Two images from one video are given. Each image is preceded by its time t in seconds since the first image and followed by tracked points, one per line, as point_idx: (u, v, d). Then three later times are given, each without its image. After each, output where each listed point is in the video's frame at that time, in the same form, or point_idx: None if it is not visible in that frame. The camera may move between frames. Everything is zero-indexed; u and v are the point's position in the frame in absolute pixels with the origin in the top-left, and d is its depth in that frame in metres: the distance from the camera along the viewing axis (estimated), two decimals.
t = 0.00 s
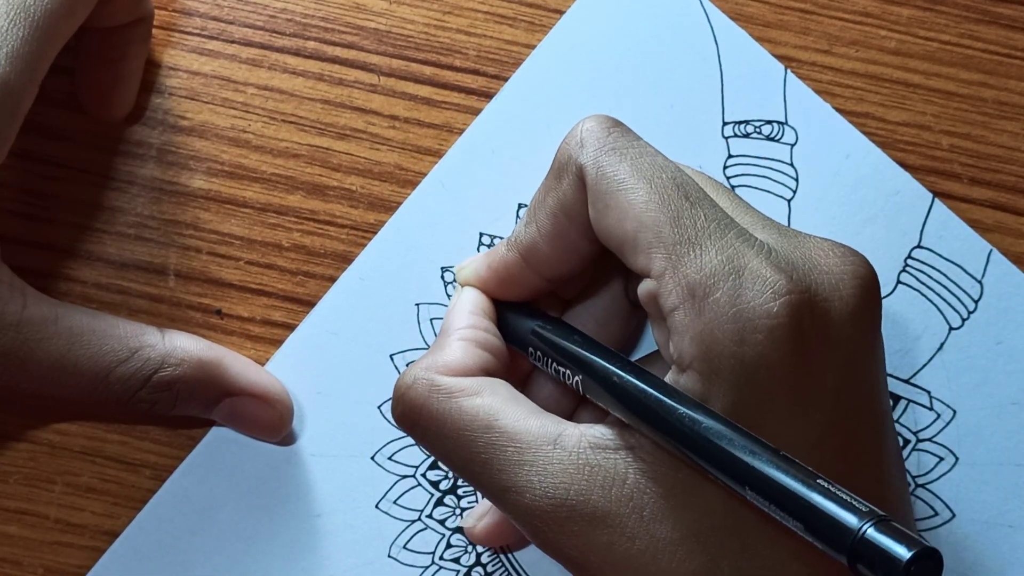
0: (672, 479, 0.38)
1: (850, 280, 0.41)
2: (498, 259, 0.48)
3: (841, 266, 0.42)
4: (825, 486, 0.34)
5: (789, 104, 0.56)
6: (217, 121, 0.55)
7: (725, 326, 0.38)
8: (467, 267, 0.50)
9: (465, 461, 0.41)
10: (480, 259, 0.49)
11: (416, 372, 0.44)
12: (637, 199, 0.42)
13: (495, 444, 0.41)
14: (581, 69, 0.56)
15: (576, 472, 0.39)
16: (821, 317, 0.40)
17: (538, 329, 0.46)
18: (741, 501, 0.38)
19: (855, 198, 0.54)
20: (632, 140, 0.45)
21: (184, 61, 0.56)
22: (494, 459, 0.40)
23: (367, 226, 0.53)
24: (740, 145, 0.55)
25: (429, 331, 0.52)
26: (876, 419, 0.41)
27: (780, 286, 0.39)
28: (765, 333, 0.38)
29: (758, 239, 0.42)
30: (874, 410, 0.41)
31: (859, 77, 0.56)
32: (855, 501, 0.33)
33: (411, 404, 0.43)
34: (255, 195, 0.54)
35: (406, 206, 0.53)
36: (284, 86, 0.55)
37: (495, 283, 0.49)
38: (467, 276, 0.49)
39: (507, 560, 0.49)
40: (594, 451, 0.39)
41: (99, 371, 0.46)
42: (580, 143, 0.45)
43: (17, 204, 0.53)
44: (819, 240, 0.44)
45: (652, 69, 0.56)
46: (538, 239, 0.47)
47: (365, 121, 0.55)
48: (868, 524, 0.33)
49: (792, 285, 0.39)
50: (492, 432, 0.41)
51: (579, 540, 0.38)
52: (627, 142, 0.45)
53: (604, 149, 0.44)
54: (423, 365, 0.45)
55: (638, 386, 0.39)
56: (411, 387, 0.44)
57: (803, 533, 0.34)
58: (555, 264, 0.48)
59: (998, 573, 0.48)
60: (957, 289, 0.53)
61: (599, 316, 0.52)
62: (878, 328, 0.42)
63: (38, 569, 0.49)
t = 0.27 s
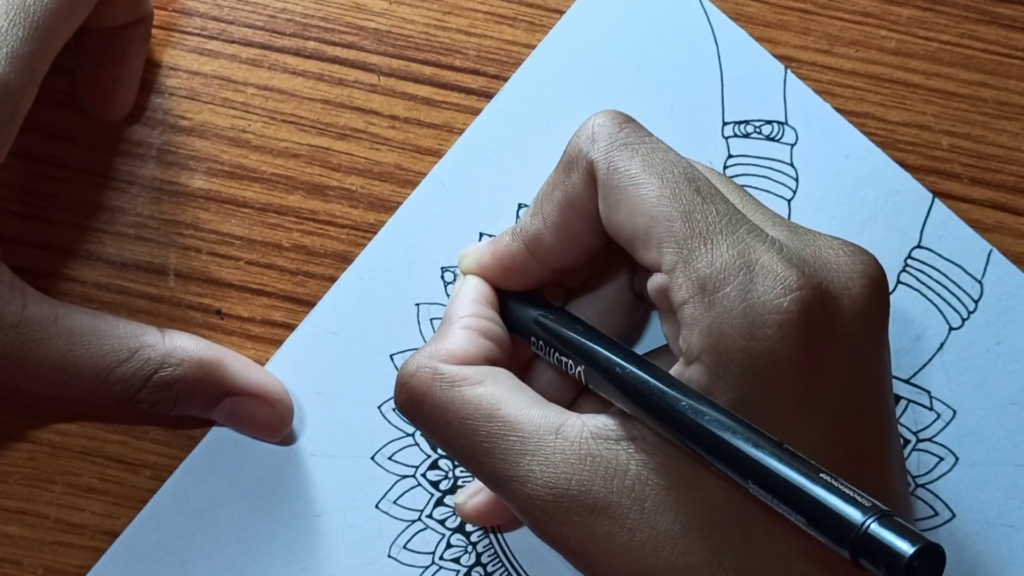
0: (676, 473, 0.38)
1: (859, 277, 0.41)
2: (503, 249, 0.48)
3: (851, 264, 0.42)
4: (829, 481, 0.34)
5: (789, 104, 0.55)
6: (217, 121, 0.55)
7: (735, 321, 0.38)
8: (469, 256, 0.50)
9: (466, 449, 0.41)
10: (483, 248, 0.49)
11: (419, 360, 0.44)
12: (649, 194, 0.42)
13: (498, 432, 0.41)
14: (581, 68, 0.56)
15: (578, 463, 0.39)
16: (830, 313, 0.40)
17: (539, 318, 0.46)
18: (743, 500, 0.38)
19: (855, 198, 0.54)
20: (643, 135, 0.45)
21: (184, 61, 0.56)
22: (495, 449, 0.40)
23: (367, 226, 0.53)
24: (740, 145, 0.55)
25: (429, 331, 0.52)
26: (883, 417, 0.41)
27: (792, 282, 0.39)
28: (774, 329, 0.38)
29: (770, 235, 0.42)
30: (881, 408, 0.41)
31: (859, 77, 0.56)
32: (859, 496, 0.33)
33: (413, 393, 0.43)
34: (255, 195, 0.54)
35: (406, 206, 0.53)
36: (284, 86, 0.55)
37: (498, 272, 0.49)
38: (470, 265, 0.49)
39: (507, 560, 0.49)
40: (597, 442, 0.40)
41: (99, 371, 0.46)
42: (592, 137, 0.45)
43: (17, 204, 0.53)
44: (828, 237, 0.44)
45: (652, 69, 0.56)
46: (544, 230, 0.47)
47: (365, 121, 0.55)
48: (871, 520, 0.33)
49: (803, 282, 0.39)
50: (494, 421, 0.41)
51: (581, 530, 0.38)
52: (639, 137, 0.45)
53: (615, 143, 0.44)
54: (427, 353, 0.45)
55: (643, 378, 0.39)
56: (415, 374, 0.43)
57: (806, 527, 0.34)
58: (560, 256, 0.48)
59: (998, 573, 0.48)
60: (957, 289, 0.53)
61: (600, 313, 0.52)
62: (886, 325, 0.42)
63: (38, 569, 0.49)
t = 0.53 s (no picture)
0: (679, 474, 0.38)
1: (866, 279, 0.41)
2: (512, 247, 0.48)
3: (857, 266, 0.42)
4: (836, 483, 0.34)
5: (789, 104, 0.56)
6: (217, 121, 0.55)
7: (741, 321, 0.38)
8: (480, 255, 0.50)
9: (472, 446, 0.41)
10: (493, 248, 0.49)
11: (427, 357, 0.44)
12: (657, 192, 0.42)
13: (504, 430, 0.41)
14: (581, 69, 0.56)
15: (583, 461, 0.39)
16: (836, 314, 0.40)
17: (550, 318, 0.46)
18: (744, 500, 0.38)
19: (855, 197, 0.54)
20: (653, 133, 0.45)
21: (184, 61, 0.56)
22: (500, 446, 0.40)
23: (367, 226, 0.53)
24: (740, 145, 0.55)
25: (429, 331, 0.52)
26: (887, 418, 0.41)
27: (799, 282, 0.39)
28: (780, 329, 0.38)
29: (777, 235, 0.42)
30: (886, 409, 0.41)
31: (859, 77, 0.56)
32: (866, 499, 0.33)
33: (419, 389, 0.43)
34: (255, 195, 0.54)
35: (406, 206, 0.53)
36: (284, 86, 0.55)
37: (509, 272, 0.48)
38: (481, 265, 0.49)
39: (507, 560, 0.49)
40: (602, 441, 0.39)
41: (99, 371, 0.46)
42: (601, 134, 0.45)
43: (17, 205, 0.53)
44: (834, 238, 0.44)
45: (652, 69, 0.56)
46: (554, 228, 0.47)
47: (365, 121, 0.55)
48: (877, 523, 0.33)
49: (811, 281, 0.39)
50: (499, 419, 0.41)
51: (585, 529, 0.38)
52: (648, 136, 0.45)
53: (624, 142, 0.44)
54: (433, 351, 0.45)
55: (650, 378, 0.39)
56: (422, 370, 0.43)
57: (812, 529, 0.34)
58: (569, 255, 0.48)
59: (998, 573, 0.48)
60: (958, 289, 0.53)
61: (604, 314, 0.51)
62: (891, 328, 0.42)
63: (38, 569, 0.49)
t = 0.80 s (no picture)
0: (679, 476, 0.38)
1: (872, 283, 0.41)
2: (522, 246, 0.48)
3: (863, 270, 0.42)
4: (842, 485, 0.34)
5: (789, 104, 0.56)
6: (216, 121, 0.55)
7: (748, 322, 0.38)
8: (488, 255, 0.49)
9: (476, 446, 0.41)
10: (502, 245, 0.49)
11: (432, 353, 0.44)
12: (664, 192, 0.42)
13: (508, 431, 0.41)
14: (581, 69, 0.56)
15: (587, 463, 0.39)
16: (842, 318, 0.40)
17: (555, 319, 0.46)
18: (744, 500, 0.38)
19: (855, 197, 0.54)
20: (661, 132, 0.45)
21: (184, 61, 0.56)
22: (505, 448, 0.40)
23: (367, 226, 0.53)
24: (740, 145, 0.55)
25: (429, 331, 0.52)
26: (892, 422, 0.41)
27: (806, 286, 0.39)
28: (787, 331, 0.38)
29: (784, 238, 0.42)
30: (891, 414, 0.41)
31: (859, 77, 0.56)
32: (872, 501, 0.33)
33: (425, 386, 0.43)
34: (255, 195, 0.54)
35: (406, 206, 0.53)
36: (284, 86, 0.55)
37: (517, 270, 0.48)
38: (488, 264, 0.49)
39: (507, 560, 0.49)
40: (607, 444, 0.39)
41: (99, 371, 0.46)
42: (610, 133, 0.45)
43: (17, 205, 0.53)
44: (842, 243, 0.44)
45: (653, 70, 0.56)
46: (563, 227, 0.47)
47: (365, 121, 0.55)
48: (883, 524, 0.33)
49: (817, 285, 0.39)
50: (504, 420, 0.41)
51: (589, 531, 0.38)
52: (656, 134, 0.45)
53: (633, 140, 0.44)
54: (439, 348, 0.44)
55: (657, 380, 0.39)
56: (427, 367, 0.43)
57: (817, 531, 0.34)
58: (578, 253, 0.48)
59: (998, 573, 0.48)
60: (958, 289, 0.53)
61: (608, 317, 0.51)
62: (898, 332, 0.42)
63: (38, 569, 0.49)
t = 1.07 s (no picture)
0: (679, 478, 0.38)
1: (866, 283, 0.41)
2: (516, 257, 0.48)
3: (858, 270, 0.42)
4: (836, 492, 0.34)
5: (789, 104, 0.56)
6: (217, 121, 0.55)
7: (742, 326, 0.38)
8: (485, 263, 0.49)
9: (471, 449, 0.41)
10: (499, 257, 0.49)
11: (427, 360, 0.44)
12: (657, 198, 0.42)
13: (504, 434, 0.41)
14: (581, 69, 0.56)
15: (583, 466, 0.39)
16: (837, 318, 0.40)
17: (553, 328, 0.46)
18: (744, 500, 0.38)
19: (855, 197, 0.54)
20: (652, 139, 0.45)
21: (184, 61, 0.56)
22: (500, 450, 0.40)
23: (367, 226, 0.53)
24: (740, 145, 0.55)
25: (429, 331, 0.52)
26: (887, 420, 0.41)
27: (799, 286, 0.39)
28: (781, 334, 0.38)
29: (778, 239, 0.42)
30: (886, 411, 0.41)
31: (859, 77, 0.56)
32: (866, 508, 0.33)
33: (420, 392, 0.43)
34: (256, 195, 0.54)
35: (406, 206, 0.53)
36: (284, 86, 0.55)
37: (513, 282, 0.48)
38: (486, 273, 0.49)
39: (507, 560, 0.49)
40: (602, 446, 0.39)
41: (99, 371, 0.46)
42: (601, 142, 0.45)
43: (17, 205, 0.53)
44: (836, 241, 0.44)
45: (653, 70, 0.56)
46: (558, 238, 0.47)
47: (365, 121, 0.55)
48: (877, 531, 0.32)
49: (812, 285, 0.39)
50: (499, 423, 0.41)
51: (585, 534, 0.38)
52: (647, 141, 0.45)
53: (623, 149, 0.44)
54: (433, 354, 0.45)
55: (651, 386, 0.39)
56: (422, 374, 0.43)
57: (812, 538, 0.34)
58: (575, 265, 0.48)
59: (998, 572, 0.48)
60: (957, 289, 0.53)
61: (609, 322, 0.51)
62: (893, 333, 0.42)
63: (38, 570, 0.49)
